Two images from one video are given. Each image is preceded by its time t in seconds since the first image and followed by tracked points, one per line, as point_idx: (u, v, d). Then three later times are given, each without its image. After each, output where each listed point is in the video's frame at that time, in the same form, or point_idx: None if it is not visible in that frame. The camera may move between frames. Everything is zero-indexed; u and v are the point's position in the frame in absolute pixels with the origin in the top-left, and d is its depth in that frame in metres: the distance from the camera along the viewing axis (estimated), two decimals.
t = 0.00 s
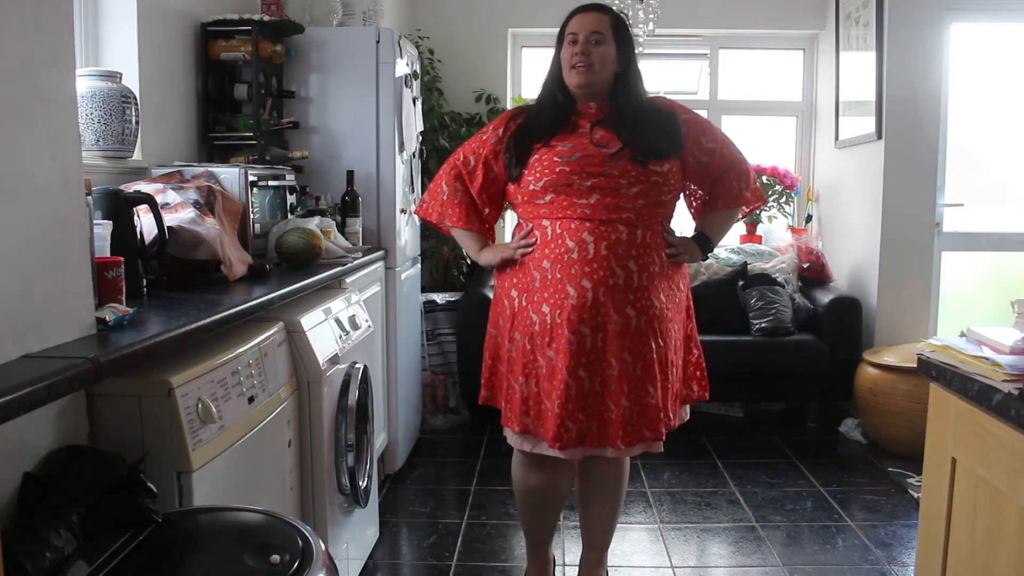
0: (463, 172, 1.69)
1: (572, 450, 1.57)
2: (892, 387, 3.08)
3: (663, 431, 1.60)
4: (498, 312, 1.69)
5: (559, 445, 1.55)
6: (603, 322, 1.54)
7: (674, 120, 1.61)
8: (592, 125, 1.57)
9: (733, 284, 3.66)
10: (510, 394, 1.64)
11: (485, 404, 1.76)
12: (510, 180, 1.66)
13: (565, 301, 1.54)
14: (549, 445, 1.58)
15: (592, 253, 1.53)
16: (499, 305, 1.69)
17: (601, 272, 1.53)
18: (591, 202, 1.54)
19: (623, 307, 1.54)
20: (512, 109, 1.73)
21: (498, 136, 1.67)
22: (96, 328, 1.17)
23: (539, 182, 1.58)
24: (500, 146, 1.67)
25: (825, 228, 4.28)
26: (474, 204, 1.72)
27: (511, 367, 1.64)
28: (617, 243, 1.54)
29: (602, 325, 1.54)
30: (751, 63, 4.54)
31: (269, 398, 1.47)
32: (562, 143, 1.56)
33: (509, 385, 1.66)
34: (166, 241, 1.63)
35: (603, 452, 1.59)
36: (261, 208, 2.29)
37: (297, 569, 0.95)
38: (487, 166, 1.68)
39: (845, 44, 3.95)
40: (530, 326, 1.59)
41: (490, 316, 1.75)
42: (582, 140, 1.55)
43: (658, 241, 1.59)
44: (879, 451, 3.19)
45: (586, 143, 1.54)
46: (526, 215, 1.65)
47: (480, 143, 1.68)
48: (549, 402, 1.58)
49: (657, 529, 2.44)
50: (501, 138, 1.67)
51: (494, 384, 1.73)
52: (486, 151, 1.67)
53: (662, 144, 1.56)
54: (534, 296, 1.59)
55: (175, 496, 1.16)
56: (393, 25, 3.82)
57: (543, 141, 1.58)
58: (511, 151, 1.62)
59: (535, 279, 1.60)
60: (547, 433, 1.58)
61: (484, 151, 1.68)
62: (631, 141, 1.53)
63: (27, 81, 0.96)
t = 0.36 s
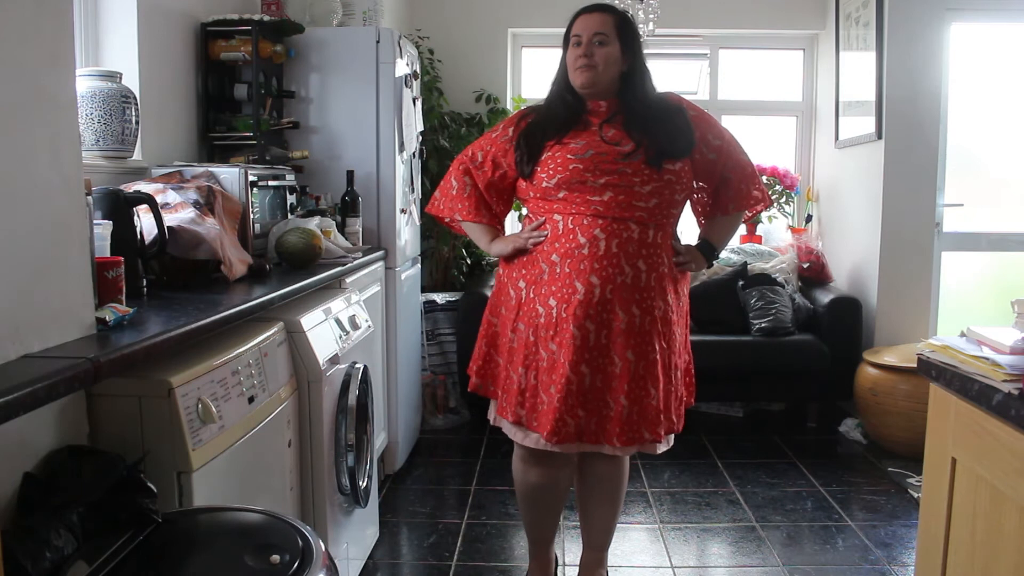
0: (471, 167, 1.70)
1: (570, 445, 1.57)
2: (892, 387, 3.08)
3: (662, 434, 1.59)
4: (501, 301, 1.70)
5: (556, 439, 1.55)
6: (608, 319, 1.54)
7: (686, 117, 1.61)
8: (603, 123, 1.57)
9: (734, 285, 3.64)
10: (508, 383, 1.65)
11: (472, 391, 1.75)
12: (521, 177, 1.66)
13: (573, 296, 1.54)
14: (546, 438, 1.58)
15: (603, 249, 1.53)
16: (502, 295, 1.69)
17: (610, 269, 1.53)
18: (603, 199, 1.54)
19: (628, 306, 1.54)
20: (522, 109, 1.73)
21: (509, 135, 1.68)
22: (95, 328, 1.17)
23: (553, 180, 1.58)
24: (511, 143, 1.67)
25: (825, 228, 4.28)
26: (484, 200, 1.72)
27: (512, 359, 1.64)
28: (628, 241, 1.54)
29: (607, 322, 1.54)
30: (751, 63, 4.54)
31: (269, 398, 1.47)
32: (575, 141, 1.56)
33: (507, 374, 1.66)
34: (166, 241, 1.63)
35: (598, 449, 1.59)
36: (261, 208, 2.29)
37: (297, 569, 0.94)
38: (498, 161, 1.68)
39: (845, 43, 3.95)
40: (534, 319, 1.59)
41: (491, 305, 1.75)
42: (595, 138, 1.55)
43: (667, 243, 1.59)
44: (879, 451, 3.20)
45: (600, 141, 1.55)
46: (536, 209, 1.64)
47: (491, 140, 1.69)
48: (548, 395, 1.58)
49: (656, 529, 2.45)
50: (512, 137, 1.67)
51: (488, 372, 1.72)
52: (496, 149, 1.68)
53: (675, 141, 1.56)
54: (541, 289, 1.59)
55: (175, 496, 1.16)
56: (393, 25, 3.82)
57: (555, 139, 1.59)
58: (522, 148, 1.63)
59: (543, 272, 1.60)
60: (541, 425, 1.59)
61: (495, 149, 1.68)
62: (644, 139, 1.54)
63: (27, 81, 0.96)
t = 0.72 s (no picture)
0: (471, 174, 1.69)
1: (569, 447, 1.58)
2: (892, 387, 3.08)
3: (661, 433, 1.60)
4: (501, 309, 1.69)
5: (557, 442, 1.56)
6: (603, 321, 1.54)
7: (682, 122, 1.62)
8: (600, 126, 1.57)
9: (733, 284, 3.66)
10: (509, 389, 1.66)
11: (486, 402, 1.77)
12: (518, 180, 1.66)
13: (567, 300, 1.54)
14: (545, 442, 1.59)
15: (596, 253, 1.54)
16: (501, 302, 1.69)
17: (603, 272, 1.53)
18: (599, 204, 1.54)
19: (622, 308, 1.54)
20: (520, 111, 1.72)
21: (507, 138, 1.67)
22: (96, 328, 1.17)
23: (548, 184, 1.57)
24: (509, 147, 1.66)
25: (825, 228, 4.28)
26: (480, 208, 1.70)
27: (512, 364, 1.65)
28: (621, 244, 1.54)
29: (602, 325, 1.54)
30: (751, 63, 4.54)
31: (269, 398, 1.47)
32: (571, 144, 1.56)
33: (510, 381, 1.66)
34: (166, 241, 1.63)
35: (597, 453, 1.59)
36: (261, 208, 2.29)
37: (297, 569, 0.94)
38: (495, 165, 1.67)
39: (845, 43, 3.95)
40: (532, 324, 1.60)
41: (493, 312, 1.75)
42: (590, 142, 1.55)
43: (663, 243, 1.58)
44: (879, 451, 3.19)
45: (595, 145, 1.54)
46: (531, 214, 1.64)
47: (491, 146, 1.68)
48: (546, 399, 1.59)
49: (656, 529, 2.45)
50: (509, 139, 1.67)
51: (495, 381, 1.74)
52: (495, 153, 1.67)
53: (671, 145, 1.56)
54: (536, 295, 1.60)
55: (175, 496, 1.16)
56: (393, 25, 3.82)
57: (552, 142, 1.58)
58: (519, 152, 1.62)
59: (539, 277, 1.60)
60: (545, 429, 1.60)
61: (495, 154, 1.67)
62: (641, 143, 1.54)
63: (28, 81, 0.96)
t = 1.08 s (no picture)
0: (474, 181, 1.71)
1: (568, 445, 1.57)
2: (892, 387, 3.08)
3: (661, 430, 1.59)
4: (498, 309, 1.70)
5: (556, 440, 1.55)
6: (602, 320, 1.54)
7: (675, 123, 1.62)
8: (596, 128, 1.58)
9: (734, 284, 3.67)
10: (508, 389, 1.65)
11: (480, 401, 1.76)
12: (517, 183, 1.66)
13: (565, 298, 1.54)
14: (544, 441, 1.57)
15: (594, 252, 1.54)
16: (499, 302, 1.69)
17: (602, 271, 1.53)
18: (596, 205, 1.54)
19: (621, 306, 1.54)
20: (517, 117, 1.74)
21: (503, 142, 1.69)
22: (96, 328, 1.18)
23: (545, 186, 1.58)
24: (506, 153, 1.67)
25: (825, 228, 4.28)
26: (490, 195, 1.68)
27: (510, 363, 1.65)
28: (619, 243, 1.54)
29: (601, 323, 1.54)
30: (751, 63, 4.54)
31: (269, 398, 1.47)
32: (567, 146, 1.56)
33: (508, 380, 1.66)
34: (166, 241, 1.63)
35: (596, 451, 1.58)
36: (261, 208, 2.29)
37: (297, 569, 0.94)
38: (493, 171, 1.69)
39: (845, 43, 3.95)
40: (529, 322, 1.59)
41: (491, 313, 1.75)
42: (587, 144, 1.55)
43: (660, 243, 1.59)
44: (879, 451, 3.19)
45: (592, 147, 1.55)
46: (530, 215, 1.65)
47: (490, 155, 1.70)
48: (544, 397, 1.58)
49: (656, 529, 2.45)
50: (505, 143, 1.69)
51: (490, 380, 1.73)
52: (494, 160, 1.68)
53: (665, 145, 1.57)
54: (534, 293, 1.59)
55: (175, 496, 1.16)
56: (393, 25, 3.82)
57: (548, 145, 1.59)
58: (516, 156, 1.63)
59: (537, 276, 1.59)
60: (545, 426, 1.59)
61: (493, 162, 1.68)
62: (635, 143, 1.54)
63: (28, 81, 0.96)
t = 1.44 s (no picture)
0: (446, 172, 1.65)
1: (555, 446, 1.57)
2: (892, 387, 3.08)
3: (646, 430, 1.60)
4: (483, 308, 1.70)
5: (542, 441, 1.55)
6: (588, 321, 1.54)
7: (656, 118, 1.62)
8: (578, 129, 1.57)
9: (734, 284, 3.67)
10: (494, 388, 1.66)
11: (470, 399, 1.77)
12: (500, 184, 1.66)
13: (551, 300, 1.54)
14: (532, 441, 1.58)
15: (579, 254, 1.54)
16: (483, 302, 1.69)
17: (587, 273, 1.54)
18: (581, 208, 1.54)
19: (606, 308, 1.54)
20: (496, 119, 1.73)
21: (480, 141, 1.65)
22: (96, 328, 1.18)
23: (530, 190, 1.58)
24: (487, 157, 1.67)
25: (825, 228, 4.28)
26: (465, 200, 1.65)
27: (496, 363, 1.65)
28: (603, 245, 1.55)
29: (587, 325, 1.54)
30: (751, 63, 4.55)
31: (269, 398, 1.47)
32: (551, 149, 1.56)
33: (494, 380, 1.66)
34: (166, 241, 1.63)
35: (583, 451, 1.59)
36: (261, 208, 2.29)
37: (297, 569, 0.94)
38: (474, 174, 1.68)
39: (845, 43, 3.95)
40: (515, 323, 1.59)
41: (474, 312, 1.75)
42: (571, 146, 1.55)
43: (644, 243, 1.60)
44: (879, 451, 3.19)
45: (576, 149, 1.54)
46: (515, 217, 1.65)
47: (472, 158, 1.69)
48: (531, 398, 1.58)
49: (656, 529, 2.45)
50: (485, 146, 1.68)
51: (479, 378, 1.73)
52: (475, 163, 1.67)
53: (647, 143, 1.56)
54: (519, 294, 1.59)
55: (175, 496, 1.16)
56: (393, 26, 3.82)
57: (531, 147, 1.59)
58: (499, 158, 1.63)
59: (521, 277, 1.59)
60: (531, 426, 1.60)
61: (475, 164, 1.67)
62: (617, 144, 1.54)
63: (29, 81, 0.96)
